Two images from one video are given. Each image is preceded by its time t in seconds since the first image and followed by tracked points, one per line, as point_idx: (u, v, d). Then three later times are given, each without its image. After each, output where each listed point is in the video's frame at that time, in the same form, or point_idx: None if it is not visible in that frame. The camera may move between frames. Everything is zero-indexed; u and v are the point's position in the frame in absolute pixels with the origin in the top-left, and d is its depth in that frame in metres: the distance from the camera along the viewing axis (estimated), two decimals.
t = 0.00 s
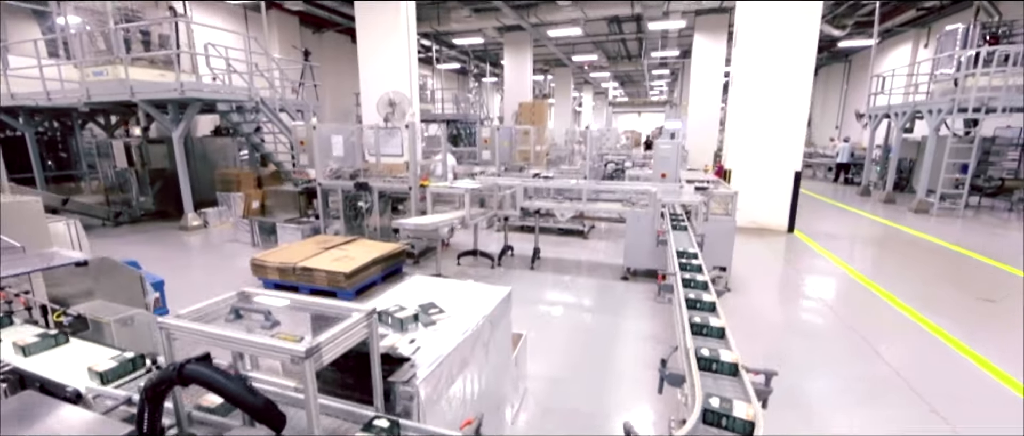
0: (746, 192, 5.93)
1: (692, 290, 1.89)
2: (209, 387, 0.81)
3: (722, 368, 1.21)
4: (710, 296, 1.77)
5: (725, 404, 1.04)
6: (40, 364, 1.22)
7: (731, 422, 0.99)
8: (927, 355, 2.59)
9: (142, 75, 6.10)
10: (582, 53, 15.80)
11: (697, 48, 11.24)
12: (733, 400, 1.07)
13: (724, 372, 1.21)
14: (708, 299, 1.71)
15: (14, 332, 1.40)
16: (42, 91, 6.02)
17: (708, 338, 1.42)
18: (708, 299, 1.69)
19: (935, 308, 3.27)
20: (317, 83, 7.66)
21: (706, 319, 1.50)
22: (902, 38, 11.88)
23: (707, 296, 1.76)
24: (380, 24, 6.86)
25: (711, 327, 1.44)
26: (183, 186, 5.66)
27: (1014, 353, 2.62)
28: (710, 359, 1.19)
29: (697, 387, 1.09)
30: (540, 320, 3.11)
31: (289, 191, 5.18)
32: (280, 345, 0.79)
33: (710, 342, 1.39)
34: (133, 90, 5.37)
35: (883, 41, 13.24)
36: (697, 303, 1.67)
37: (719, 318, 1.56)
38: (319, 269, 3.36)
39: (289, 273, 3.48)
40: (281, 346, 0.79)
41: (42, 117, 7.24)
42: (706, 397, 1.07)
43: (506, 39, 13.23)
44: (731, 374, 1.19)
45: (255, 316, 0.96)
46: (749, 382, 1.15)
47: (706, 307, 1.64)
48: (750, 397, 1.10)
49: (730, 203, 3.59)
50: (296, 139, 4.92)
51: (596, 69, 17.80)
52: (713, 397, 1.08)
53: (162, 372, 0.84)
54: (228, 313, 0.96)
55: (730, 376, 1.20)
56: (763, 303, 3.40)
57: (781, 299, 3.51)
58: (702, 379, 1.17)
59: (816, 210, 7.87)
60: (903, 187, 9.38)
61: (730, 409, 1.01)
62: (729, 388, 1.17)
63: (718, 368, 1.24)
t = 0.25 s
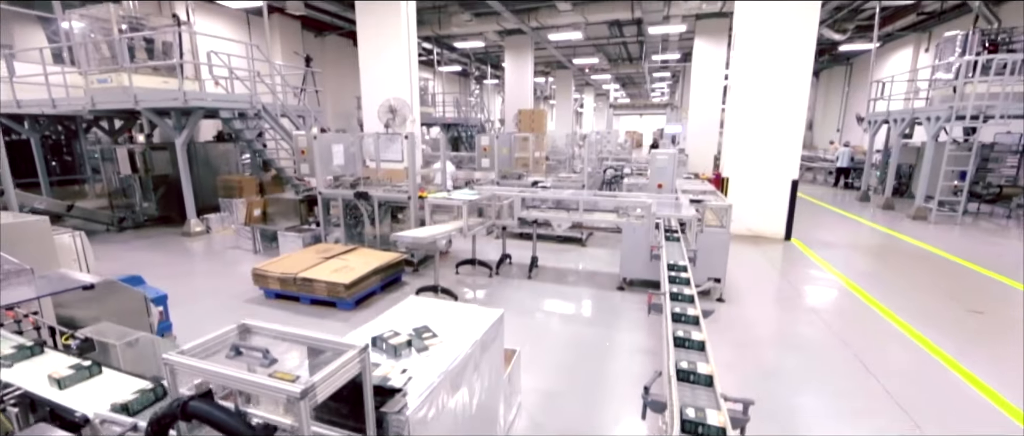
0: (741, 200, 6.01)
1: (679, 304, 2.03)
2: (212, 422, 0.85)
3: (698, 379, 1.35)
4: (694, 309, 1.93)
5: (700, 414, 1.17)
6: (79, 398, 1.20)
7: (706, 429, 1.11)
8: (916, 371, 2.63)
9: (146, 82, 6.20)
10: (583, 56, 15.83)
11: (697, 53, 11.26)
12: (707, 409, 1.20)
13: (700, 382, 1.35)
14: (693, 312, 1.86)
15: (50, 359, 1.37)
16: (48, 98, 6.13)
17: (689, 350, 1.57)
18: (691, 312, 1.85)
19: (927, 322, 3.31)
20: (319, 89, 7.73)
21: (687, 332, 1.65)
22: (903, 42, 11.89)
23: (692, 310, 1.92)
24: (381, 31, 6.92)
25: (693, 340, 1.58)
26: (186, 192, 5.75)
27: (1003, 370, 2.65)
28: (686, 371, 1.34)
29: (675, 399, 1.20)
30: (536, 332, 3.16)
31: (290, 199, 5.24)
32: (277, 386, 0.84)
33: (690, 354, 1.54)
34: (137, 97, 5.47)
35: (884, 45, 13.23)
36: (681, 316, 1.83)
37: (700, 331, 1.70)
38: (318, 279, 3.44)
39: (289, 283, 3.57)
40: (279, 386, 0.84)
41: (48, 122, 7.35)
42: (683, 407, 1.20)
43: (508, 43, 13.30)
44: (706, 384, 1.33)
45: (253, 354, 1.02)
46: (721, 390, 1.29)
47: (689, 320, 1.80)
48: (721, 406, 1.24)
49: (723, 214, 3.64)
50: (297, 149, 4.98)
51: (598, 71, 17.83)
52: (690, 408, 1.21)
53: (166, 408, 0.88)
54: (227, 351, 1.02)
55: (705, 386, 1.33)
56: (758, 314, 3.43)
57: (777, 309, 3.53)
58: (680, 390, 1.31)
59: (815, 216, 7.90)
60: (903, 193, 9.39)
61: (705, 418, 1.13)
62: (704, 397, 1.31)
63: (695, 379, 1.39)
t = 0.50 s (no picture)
0: (739, 205, 6.06)
1: (672, 313, 2.16)
2: None
3: (683, 386, 1.52)
4: (685, 317, 2.08)
5: (684, 418, 1.34)
6: (102, 419, 1.21)
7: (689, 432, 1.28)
8: (910, 383, 2.66)
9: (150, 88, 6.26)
10: (585, 58, 15.85)
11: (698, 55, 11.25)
12: (691, 413, 1.37)
13: (686, 389, 1.52)
14: (683, 320, 2.02)
15: (74, 380, 1.41)
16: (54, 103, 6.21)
17: (678, 358, 1.73)
18: (682, 321, 2.01)
19: (922, 332, 3.34)
20: (321, 92, 7.78)
21: (677, 341, 1.81)
22: (904, 45, 11.90)
23: (683, 319, 2.06)
24: (383, 36, 6.98)
25: (681, 348, 1.74)
26: (189, 197, 5.82)
27: (995, 381, 2.69)
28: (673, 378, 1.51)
29: (662, 404, 1.37)
30: (534, 340, 3.20)
31: (292, 205, 5.30)
32: (279, 412, 0.88)
33: (679, 361, 1.71)
34: (141, 103, 5.54)
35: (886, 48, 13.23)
36: (672, 325, 1.99)
37: (689, 340, 1.86)
38: (319, 287, 3.50)
39: (291, 291, 3.63)
40: (281, 412, 0.88)
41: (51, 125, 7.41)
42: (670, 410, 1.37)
43: (509, 45, 13.34)
44: (691, 391, 1.50)
45: (254, 378, 1.09)
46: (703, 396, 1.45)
47: (680, 328, 1.96)
48: (704, 411, 1.40)
49: (720, 223, 3.68)
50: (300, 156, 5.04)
51: (599, 73, 17.85)
52: (676, 412, 1.38)
53: None
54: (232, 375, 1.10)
55: (690, 392, 1.50)
56: (754, 323, 3.47)
57: (773, 318, 3.56)
58: (667, 395, 1.48)
59: (815, 220, 7.92)
60: (903, 196, 9.40)
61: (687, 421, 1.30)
62: (689, 402, 1.49)
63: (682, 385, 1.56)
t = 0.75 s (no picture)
0: (738, 208, 6.04)
1: (665, 319, 2.20)
2: None
3: (674, 389, 1.55)
4: (678, 324, 2.11)
5: (673, 420, 1.36)
6: None
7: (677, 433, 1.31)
8: (906, 393, 2.67)
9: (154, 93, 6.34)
10: (586, 60, 15.89)
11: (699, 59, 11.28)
12: (679, 415, 1.41)
13: (677, 392, 1.54)
14: (676, 327, 2.05)
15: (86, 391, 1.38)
16: (60, 108, 6.30)
17: (670, 363, 1.77)
18: (675, 327, 2.04)
19: (919, 340, 3.35)
20: (322, 96, 7.84)
21: (669, 347, 1.84)
22: (906, 47, 11.90)
23: (676, 325, 2.10)
24: (384, 41, 7.04)
25: (672, 354, 1.77)
26: (192, 202, 5.88)
27: (990, 392, 2.70)
28: (664, 382, 1.55)
29: (652, 406, 1.40)
30: (532, 347, 3.23)
31: (294, 210, 5.35)
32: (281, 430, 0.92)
33: (670, 366, 1.73)
34: (145, 109, 5.62)
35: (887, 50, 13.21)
36: (665, 330, 2.02)
37: (681, 345, 1.90)
38: (321, 294, 3.54)
39: (293, 297, 3.67)
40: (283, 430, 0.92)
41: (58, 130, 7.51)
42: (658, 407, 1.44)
43: (510, 48, 13.39)
44: (681, 394, 1.52)
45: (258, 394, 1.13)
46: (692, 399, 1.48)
47: (672, 334, 1.99)
48: (692, 413, 1.43)
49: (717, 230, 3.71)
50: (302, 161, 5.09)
51: (600, 75, 17.88)
52: (666, 414, 1.41)
53: None
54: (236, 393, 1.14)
55: (680, 396, 1.54)
56: (751, 330, 3.50)
57: (770, 326, 3.59)
58: (657, 399, 1.52)
59: (815, 224, 7.92)
60: (904, 200, 9.40)
61: (675, 424, 1.33)
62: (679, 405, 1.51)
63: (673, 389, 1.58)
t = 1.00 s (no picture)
0: (738, 212, 6.05)
1: (661, 323, 2.28)
2: None
3: (667, 391, 1.66)
4: (674, 328, 2.19)
5: (665, 419, 1.48)
6: None
7: (669, 432, 1.43)
8: (902, 401, 2.70)
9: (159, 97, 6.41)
10: (588, 62, 15.91)
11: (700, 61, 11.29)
12: (671, 416, 1.51)
13: (670, 394, 1.65)
14: (672, 331, 2.14)
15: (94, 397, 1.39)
16: (66, 111, 6.37)
17: (665, 365, 1.86)
18: (670, 332, 2.12)
19: (915, 347, 3.38)
20: (325, 99, 7.90)
21: (665, 351, 1.93)
22: (908, 49, 11.90)
23: (672, 329, 2.18)
24: (386, 45, 7.09)
25: (667, 357, 1.86)
26: (196, 205, 5.94)
27: (986, 399, 2.72)
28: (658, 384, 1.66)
29: (646, 408, 1.50)
30: (532, 353, 3.27)
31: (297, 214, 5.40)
32: None
33: (665, 369, 1.82)
34: (150, 113, 5.68)
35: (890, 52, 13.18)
36: (662, 335, 2.10)
37: (676, 349, 1.99)
38: (322, 299, 3.58)
39: (295, 301, 3.72)
40: None
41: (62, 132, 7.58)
42: (653, 379, 1.73)
43: (512, 50, 13.43)
44: (674, 395, 1.63)
45: (264, 409, 1.17)
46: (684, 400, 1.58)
47: (668, 338, 2.07)
48: (683, 413, 1.54)
49: (716, 236, 3.75)
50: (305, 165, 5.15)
51: (602, 76, 17.88)
52: (659, 414, 1.52)
53: None
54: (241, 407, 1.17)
55: (673, 397, 1.64)
56: (749, 336, 3.53)
57: (768, 332, 3.62)
58: (651, 400, 1.62)
59: (815, 228, 7.94)
60: (906, 203, 9.40)
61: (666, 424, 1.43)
62: (672, 406, 1.62)
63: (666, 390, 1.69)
